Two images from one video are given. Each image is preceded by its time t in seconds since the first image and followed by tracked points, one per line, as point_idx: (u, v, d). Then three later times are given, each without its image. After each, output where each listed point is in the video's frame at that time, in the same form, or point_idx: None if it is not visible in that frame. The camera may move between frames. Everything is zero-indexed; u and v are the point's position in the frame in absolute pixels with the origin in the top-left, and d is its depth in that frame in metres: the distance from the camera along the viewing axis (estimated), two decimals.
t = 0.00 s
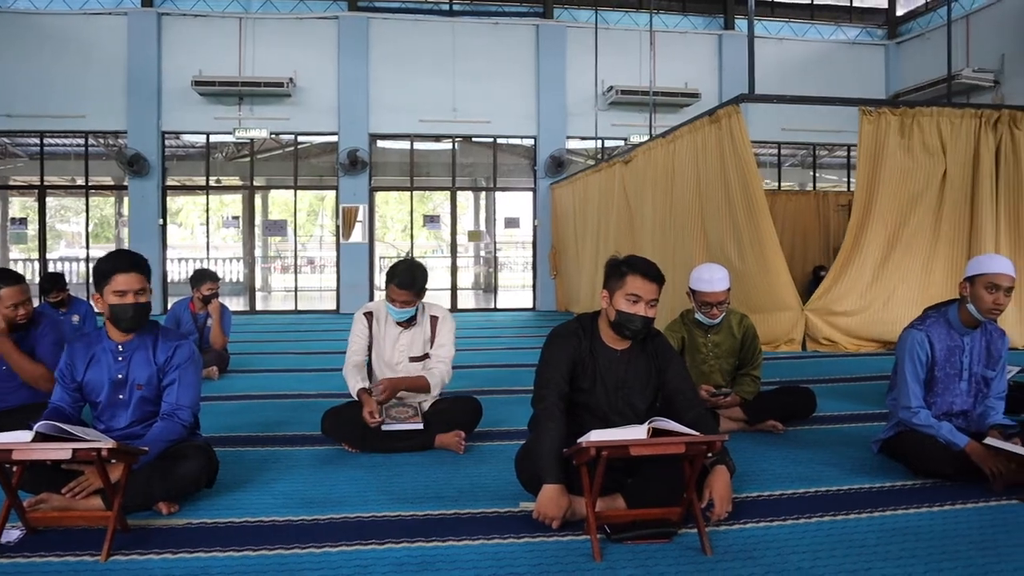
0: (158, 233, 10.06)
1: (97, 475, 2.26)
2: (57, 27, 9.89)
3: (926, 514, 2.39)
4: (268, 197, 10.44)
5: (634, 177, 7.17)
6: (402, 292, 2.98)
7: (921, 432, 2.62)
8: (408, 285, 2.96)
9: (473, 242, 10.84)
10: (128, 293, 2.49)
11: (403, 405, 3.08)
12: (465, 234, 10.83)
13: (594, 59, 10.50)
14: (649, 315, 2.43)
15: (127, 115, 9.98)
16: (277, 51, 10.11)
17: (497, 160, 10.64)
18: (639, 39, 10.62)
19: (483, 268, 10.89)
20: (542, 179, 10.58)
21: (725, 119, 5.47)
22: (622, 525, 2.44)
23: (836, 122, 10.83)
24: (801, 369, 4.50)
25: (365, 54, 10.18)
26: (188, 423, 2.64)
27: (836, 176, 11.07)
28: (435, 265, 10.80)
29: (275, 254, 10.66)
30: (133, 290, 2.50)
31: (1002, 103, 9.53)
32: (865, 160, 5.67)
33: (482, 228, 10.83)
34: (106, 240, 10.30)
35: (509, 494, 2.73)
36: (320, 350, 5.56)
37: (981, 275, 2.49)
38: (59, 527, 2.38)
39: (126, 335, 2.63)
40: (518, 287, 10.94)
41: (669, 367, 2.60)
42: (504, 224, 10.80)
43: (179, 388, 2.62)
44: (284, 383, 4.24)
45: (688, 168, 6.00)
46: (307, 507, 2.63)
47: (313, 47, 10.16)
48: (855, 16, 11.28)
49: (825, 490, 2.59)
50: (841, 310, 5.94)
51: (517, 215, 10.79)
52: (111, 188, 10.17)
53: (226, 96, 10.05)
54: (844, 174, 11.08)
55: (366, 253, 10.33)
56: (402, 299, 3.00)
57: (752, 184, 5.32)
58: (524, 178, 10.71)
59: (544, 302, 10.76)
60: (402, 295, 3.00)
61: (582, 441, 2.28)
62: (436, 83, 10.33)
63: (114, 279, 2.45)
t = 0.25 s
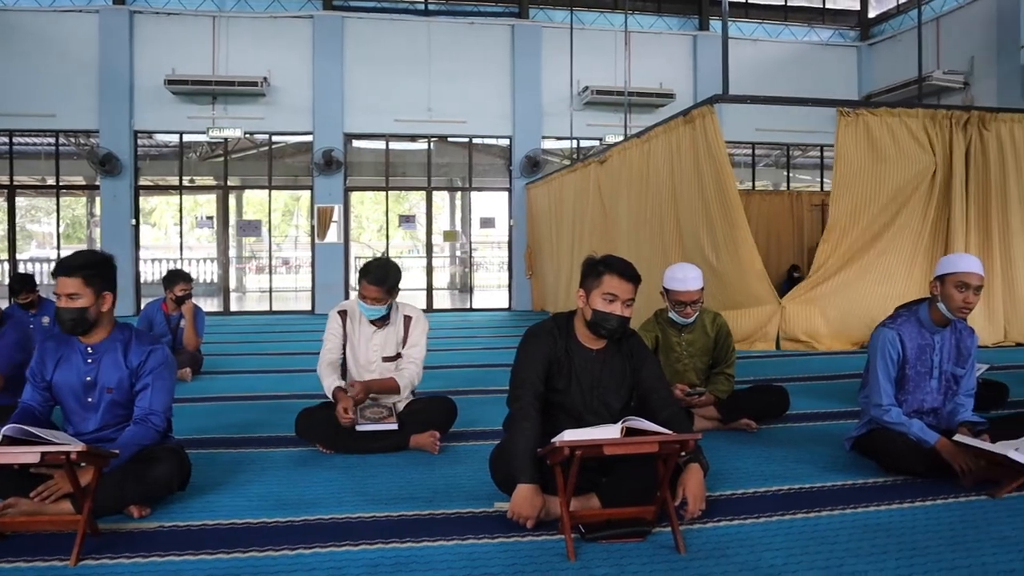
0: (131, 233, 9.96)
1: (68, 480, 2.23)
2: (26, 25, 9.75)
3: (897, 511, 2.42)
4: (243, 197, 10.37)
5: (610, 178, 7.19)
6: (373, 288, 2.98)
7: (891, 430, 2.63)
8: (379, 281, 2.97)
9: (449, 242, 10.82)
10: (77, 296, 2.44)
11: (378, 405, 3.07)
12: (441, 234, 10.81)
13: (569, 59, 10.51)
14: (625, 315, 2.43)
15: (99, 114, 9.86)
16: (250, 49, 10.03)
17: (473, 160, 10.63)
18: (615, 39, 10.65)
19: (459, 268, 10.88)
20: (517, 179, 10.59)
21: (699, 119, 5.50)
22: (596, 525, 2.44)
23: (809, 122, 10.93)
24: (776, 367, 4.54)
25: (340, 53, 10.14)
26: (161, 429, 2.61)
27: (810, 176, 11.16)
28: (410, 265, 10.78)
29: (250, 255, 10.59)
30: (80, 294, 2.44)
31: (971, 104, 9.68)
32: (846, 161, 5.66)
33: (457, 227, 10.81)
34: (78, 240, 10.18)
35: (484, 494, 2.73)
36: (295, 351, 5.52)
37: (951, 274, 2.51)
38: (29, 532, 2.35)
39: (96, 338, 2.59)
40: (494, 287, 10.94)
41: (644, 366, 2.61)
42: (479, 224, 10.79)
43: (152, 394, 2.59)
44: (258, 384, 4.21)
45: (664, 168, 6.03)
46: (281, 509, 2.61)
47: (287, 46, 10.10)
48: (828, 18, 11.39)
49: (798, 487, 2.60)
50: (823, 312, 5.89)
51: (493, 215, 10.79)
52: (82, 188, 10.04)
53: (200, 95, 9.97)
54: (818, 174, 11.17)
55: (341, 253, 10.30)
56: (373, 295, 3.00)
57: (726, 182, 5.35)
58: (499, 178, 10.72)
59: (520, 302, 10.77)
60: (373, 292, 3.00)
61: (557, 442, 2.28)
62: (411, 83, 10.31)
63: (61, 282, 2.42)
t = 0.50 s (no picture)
0: (101, 234, 9.84)
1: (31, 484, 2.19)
2: None
3: (866, 508, 2.44)
4: (215, 197, 10.29)
5: (581, 179, 7.23)
6: (337, 279, 3.01)
7: (860, 427, 2.64)
8: (343, 273, 3.00)
9: (423, 242, 10.80)
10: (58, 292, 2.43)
11: (349, 406, 3.06)
12: (415, 234, 10.78)
13: (542, 60, 10.53)
14: (595, 314, 2.44)
15: (68, 113, 9.73)
16: (222, 48, 9.95)
17: (447, 160, 10.61)
18: (588, 39, 10.68)
19: (433, 268, 10.87)
20: (491, 179, 10.59)
21: (671, 120, 5.55)
22: (568, 524, 2.44)
23: (781, 123, 11.03)
24: (749, 366, 4.57)
25: (314, 52, 10.09)
26: (126, 428, 2.56)
27: (783, 176, 11.26)
28: (384, 265, 10.75)
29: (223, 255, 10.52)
30: (63, 289, 2.43)
31: (938, 106, 9.83)
32: (837, 161, 5.61)
33: (431, 228, 10.79)
34: (46, 241, 10.05)
35: (456, 494, 2.73)
36: (268, 352, 5.48)
37: (920, 274, 2.52)
38: None
39: (63, 338, 2.57)
40: (468, 287, 10.94)
41: (615, 366, 2.62)
42: (454, 224, 10.78)
43: (117, 392, 2.55)
44: (230, 386, 4.17)
45: (636, 165, 6.07)
46: (251, 511, 2.59)
47: (260, 45, 10.03)
48: (799, 20, 11.51)
49: (769, 485, 2.62)
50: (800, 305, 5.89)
51: (467, 215, 10.79)
52: (51, 188, 9.91)
53: (171, 94, 9.87)
54: (790, 175, 11.28)
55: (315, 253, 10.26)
56: (336, 287, 3.02)
57: (699, 179, 5.37)
58: (474, 178, 10.72)
59: (494, 302, 10.78)
60: (338, 285, 3.04)
61: (528, 442, 2.29)
62: (385, 83, 10.28)
63: (40, 278, 2.40)
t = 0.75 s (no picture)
0: (69, 234, 9.71)
1: None
2: None
3: (833, 505, 2.46)
4: (186, 196, 10.20)
5: (555, 179, 7.23)
6: (304, 276, 3.01)
7: (828, 425, 2.67)
8: (310, 270, 3.00)
9: (396, 242, 10.77)
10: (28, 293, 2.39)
11: (320, 407, 3.07)
12: (387, 234, 10.75)
13: (515, 59, 10.54)
14: (561, 314, 2.48)
15: (33, 111, 9.58)
16: (191, 46, 9.84)
17: (420, 160, 10.60)
18: (560, 40, 10.72)
19: (406, 269, 10.83)
20: (464, 179, 10.58)
21: (643, 121, 5.59)
22: (539, 524, 2.45)
23: (751, 124, 11.13)
24: (720, 365, 4.61)
25: (285, 51, 10.02)
26: (94, 432, 2.54)
27: (754, 177, 11.37)
28: (357, 265, 10.71)
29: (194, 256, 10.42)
30: (31, 290, 2.39)
31: (905, 108, 9.98)
32: (816, 161, 5.65)
33: (404, 228, 10.76)
34: (12, 241, 9.90)
35: (427, 495, 2.72)
36: (239, 353, 5.44)
37: (886, 273, 2.55)
38: None
39: (30, 340, 2.53)
40: (441, 287, 10.92)
41: (583, 366, 2.66)
42: (426, 224, 10.76)
43: (86, 395, 2.52)
44: (199, 387, 4.13)
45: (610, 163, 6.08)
46: (219, 514, 2.56)
47: (231, 44, 9.94)
48: (770, 22, 11.63)
49: (738, 484, 2.65)
50: (779, 298, 5.76)
51: (439, 215, 10.77)
52: (17, 187, 9.76)
53: (140, 93, 9.77)
54: (761, 175, 11.38)
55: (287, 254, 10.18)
56: (302, 284, 3.02)
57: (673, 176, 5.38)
58: (446, 178, 10.70)
59: (467, 302, 10.78)
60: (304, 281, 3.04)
61: (499, 443, 2.30)
62: (357, 82, 10.24)
63: (8, 278, 2.35)
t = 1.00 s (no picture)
0: (35, 234, 9.56)
1: None
2: None
3: (803, 503, 2.49)
4: (155, 196, 10.08)
5: (526, 177, 7.24)
6: (274, 274, 2.99)
7: (798, 423, 2.70)
8: (281, 268, 2.98)
9: (369, 242, 10.70)
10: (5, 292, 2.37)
11: (291, 409, 3.06)
12: (360, 234, 10.68)
13: (487, 59, 10.54)
14: (529, 313, 2.49)
15: None
16: (160, 43, 9.73)
17: (392, 160, 10.56)
18: (533, 40, 10.73)
19: (378, 268, 10.77)
20: (436, 179, 10.56)
21: (616, 121, 5.62)
22: (511, 524, 2.45)
23: (723, 125, 11.21)
24: (693, 363, 4.64)
25: (256, 49, 9.94)
26: (60, 436, 2.51)
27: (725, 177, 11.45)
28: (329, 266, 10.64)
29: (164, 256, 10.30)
30: None
31: (874, 110, 10.11)
32: (794, 161, 5.78)
33: (377, 228, 10.70)
34: None
35: (400, 497, 2.71)
36: (209, 355, 5.38)
37: (853, 272, 2.59)
38: None
39: None
40: (414, 287, 10.88)
41: (553, 364, 2.67)
42: (399, 224, 10.71)
43: (53, 398, 2.49)
44: (169, 390, 4.08)
45: (581, 161, 6.10)
46: (190, 517, 2.53)
47: (200, 42, 9.84)
48: (741, 24, 11.73)
49: (709, 482, 2.66)
50: (757, 294, 5.85)
51: (412, 215, 10.73)
52: None
53: (108, 91, 9.65)
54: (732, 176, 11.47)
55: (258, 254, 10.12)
56: (272, 282, 3.00)
57: (647, 176, 5.44)
58: (419, 178, 10.67)
59: (440, 302, 10.74)
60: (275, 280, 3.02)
61: (469, 443, 2.30)
62: (329, 81, 10.18)
63: None
